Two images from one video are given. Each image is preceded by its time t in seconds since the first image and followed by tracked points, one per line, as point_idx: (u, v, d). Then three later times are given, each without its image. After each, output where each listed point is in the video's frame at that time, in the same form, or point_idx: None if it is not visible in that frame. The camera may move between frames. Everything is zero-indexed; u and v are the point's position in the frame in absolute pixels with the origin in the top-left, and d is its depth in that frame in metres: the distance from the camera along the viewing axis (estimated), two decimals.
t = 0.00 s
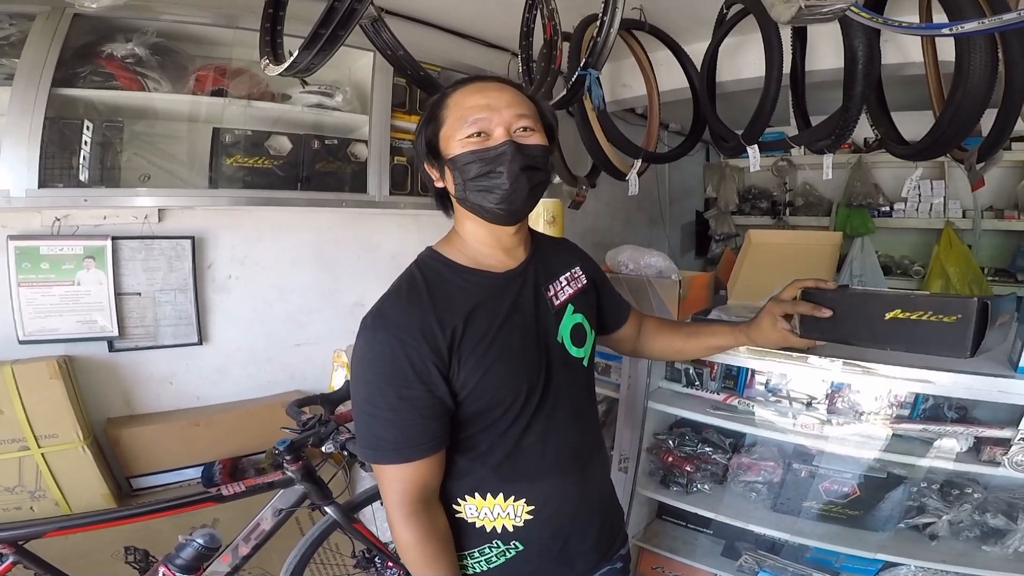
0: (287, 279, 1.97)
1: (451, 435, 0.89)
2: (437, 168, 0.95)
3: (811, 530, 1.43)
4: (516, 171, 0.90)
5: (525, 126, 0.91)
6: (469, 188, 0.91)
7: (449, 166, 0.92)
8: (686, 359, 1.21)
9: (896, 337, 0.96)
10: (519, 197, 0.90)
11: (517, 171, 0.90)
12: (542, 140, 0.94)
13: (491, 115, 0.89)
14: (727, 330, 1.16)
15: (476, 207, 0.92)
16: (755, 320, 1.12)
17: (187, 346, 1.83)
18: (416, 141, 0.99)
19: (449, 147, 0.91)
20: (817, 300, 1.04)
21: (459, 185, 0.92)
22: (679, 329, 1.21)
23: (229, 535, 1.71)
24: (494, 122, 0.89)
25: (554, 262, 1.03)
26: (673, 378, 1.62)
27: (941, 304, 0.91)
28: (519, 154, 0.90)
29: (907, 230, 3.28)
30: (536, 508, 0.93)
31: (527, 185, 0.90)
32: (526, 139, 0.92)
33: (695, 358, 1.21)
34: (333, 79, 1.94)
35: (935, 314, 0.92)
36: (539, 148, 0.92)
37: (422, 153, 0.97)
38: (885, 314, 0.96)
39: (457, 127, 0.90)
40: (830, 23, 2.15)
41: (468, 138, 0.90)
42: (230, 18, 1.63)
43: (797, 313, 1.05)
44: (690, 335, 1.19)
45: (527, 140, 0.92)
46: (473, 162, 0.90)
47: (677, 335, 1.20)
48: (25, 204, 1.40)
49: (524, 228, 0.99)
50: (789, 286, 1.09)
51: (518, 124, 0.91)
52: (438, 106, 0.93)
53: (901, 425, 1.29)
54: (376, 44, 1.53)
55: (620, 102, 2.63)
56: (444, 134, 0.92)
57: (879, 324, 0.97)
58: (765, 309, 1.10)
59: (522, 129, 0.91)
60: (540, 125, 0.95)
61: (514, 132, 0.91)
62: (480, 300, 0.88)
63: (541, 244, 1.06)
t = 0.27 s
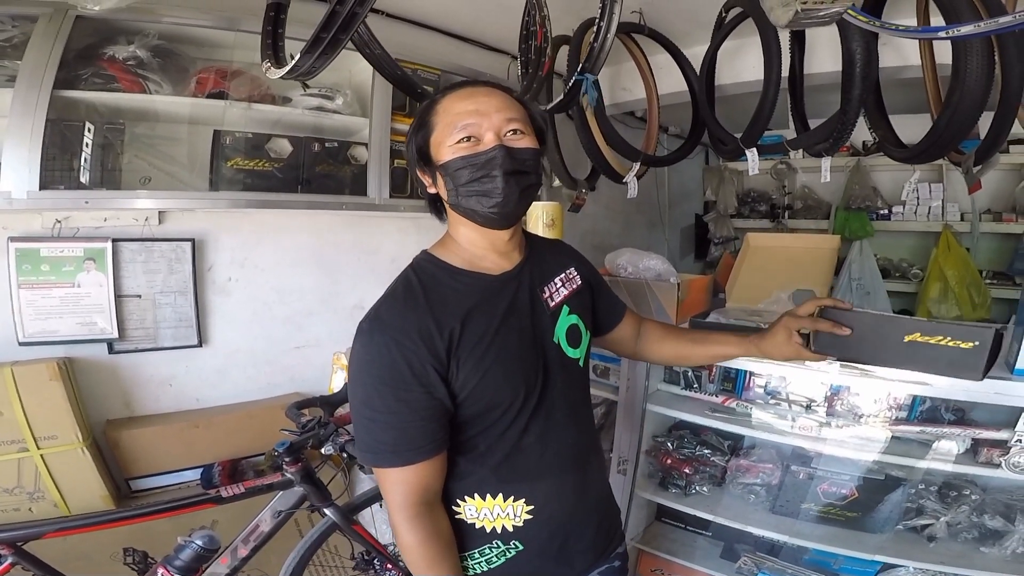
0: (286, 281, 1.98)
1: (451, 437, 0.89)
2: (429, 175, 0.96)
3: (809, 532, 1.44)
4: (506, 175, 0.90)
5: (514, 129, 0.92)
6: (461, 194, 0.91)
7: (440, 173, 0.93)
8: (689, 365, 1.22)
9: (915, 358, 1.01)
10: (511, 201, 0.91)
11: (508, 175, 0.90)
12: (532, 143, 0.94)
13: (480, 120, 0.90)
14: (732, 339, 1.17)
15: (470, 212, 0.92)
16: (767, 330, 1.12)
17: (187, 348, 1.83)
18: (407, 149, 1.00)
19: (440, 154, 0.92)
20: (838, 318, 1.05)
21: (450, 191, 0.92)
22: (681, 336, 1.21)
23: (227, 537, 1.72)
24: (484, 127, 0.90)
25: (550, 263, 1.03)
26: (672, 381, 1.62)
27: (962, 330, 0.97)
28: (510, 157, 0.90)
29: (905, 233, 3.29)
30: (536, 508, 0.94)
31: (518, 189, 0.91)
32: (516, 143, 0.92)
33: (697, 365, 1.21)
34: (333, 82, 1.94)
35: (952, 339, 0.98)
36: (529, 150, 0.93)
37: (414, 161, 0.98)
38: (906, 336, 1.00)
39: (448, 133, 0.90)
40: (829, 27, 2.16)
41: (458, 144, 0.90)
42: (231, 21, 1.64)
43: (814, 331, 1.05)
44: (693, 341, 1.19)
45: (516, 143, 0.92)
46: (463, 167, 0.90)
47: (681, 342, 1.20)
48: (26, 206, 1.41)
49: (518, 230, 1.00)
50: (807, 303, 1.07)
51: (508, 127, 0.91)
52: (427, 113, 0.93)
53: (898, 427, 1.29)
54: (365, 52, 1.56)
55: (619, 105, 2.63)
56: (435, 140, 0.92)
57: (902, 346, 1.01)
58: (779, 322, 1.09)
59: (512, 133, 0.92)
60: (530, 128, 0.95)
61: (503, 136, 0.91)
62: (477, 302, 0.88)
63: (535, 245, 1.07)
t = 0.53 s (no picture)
0: (286, 283, 1.98)
1: (439, 433, 0.90)
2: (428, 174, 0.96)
3: (810, 530, 1.44)
4: (504, 174, 0.91)
5: (513, 129, 0.93)
6: (459, 192, 0.92)
7: (439, 171, 0.93)
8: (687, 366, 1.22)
9: (914, 364, 1.01)
10: (509, 200, 0.91)
11: (506, 174, 0.91)
12: (531, 144, 0.95)
13: (479, 120, 0.90)
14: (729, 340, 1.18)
15: (467, 211, 0.93)
16: (769, 336, 1.12)
17: (187, 351, 1.83)
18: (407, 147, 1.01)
19: (439, 153, 0.93)
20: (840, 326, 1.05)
21: (448, 189, 0.93)
22: (679, 336, 1.21)
23: (230, 538, 1.72)
24: (483, 126, 0.91)
25: (545, 264, 1.03)
26: (671, 381, 1.63)
27: (962, 336, 0.97)
28: (509, 157, 0.91)
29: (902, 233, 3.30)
30: (514, 505, 0.94)
31: (516, 189, 0.92)
32: (514, 143, 0.93)
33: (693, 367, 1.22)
34: (331, 85, 1.96)
35: (952, 345, 0.99)
36: (528, 151, 0.93)
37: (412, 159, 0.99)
38: (906, 343, 1.00)
39: (447, 132, 0.91)
40: (823, 28, 2.17)
41: (457, 143, 0.91)
42: (229, 25, 1.64)
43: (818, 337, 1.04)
44: (695, 342, 1.19)
45: (515, 144, 0.93)
46: (462, 166, 0.91)
47: (680, 343, 1.20)
48: (26, 210, 1.41)
49: (515, 231, 1.00)
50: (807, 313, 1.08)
51: (507, 128, 0.92)
52: (427, 112, 0.94)
53: (897, 425, 1.29)
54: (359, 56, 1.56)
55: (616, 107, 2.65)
56: (434, 139, 0.93)
57: (901, 353, 1.01)
58: (782, 332, 1.10)
59: (511, 133, 0.93)
60: (529, 129, 0.96)
61: (502, 135, 0.92)
62: (470, 302, 0.88)
63: (534, 245, 1.07)
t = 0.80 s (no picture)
0: (286, 284, 1.98)
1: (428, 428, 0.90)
2: (427, 168, 0.96)
3: (812, 531, 1.43)
4: (505, 168, 0.91)
5: (514, 125, 0.92)
6: (457, 187, 0.92)
7: (439, 166, 0.93)
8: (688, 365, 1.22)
9: (919, 365, 1.01)
10: (509, 195, 0.91)
11: (507, 169, 0.91)
12: (532, 140, 0.95)
13: (480, 115, 0.90)
14: (729, 337, 1.17)
15: (465, 207, 0.93)
16: (771, 336, 1.11)
17: (188, 352, 1.83)
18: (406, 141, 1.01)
19: (438, 147, 0.93)
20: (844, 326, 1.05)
21: (447, 183, 0.93)
22: (680, 333, 1.20)
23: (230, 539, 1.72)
24: (483, 121, 0.91)
25: (542, 263, 1.02)
26: (672, 379, 1.62)
27: (963, 336, 0.97)
28: (508, 152, 0.91)
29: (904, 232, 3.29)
30: (500, 502, 0.94)
31: (516, 184, 0.91)
32: (515, 138, 0.93)
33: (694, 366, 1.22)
34: (330, 86, 1.96)
35: (954, 345, 0.98)
36: (529, 147, 0.93)
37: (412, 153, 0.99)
38: (908, 344, 1.00)
39: (447, 127, 0.91)
40: (823, 26, 2.17)
41: (457, 137, 0.91)
42: (227, 26, 1.65)
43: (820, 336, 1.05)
44: (696, 340, 1.18)
45: (516, 139, 0.93)
46: (462, 161, 0.91)
47: (681, 341, 1.19)
48: (26, 212, 1.42)
49: (514, 228, 1.00)
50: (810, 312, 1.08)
51: (507, 123, 0.92)
52: (427, 107, 0.94)
53: (899, 423, 1.28)
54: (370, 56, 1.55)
55: (616, 106, 2.64)
56: (434, 134, 0.93)
57: (905, 354, 1.01)
58: (784, 330, 1.09)
59: (511, 129, 0.92)
60: (530, 125, 0.96)
61: (503, 131, 0.92)
62: (460, 301, 0.88)
63: (533, 244, 1.06)
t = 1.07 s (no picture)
0: (289, 284, 1.98)
1: (432, 427, 0.90)
2: (427, 170, 0.96)
3: (814, 532, 1.43)
4: (504, 169, 0.90)
5: (512, 126, 0.92)
6: (457, 188, 0.92)
7: (438, 168, 0.93)
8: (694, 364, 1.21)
9: (923, 365, 1.00)
10: (508, 196, 0.91)
11: (506, 170, 0.91)
12: (530, 141, 0.94)
13: (479, 116, 0.90)
14: (734, 338, 1.16)
15: (465, 207, 0.93)
16: (775, 336, 1.10)
17: (191, 352, 1.84)
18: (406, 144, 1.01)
19: (437, 149, 0.93)
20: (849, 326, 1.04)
21: (447, 185, 0.93)
22: (687, 332, 1.19)
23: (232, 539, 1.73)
24: (482, 123, 0.91)
25: (541, 260, 1.02)
26: (675, 380, 1.61)
27: (972, 337, 0.96)
28: (507, 153, 0.91)
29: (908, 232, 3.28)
30: (506, 500, 0.94)
31: (515, 184, 0.91)
32: (514, 139, 0.93)
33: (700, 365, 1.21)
34: (333, 87, 1.96)
35: (962, 345, 0.98)
36: (527, 147, 0.93)
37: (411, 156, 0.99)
38: (916, 344, 0.99)
39: (446, 129, 0.91)
40: (826, 26, 2.16)
41: (457, 139, 0.91)
42: (230, 26, 1.65)
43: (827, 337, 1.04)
44: (700, 340, 1.18)
45: (515, 140, 0.93)
46: (461, 163, 0.91)
47: (685, 340, 1.19)
48: (31, 211, 1.42)
49: (513, 228, 1.00)
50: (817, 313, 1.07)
51: (506, 125, 0.92)
52: (426, 109, 0.94)
53: (904, 425, 1.27)
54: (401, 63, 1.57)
55: (618, 106, 2.64)
56: (433, 136, 0.93)
57: (911, 354, 1.00)
58: (789, 330, 1.08)
59: (510, 130, 0.92)
60: (528, 126, 0.96)
61: (501, 132, 0.92)
62: (463, 299, 0.88)
63: (531, 242, 1.05)
